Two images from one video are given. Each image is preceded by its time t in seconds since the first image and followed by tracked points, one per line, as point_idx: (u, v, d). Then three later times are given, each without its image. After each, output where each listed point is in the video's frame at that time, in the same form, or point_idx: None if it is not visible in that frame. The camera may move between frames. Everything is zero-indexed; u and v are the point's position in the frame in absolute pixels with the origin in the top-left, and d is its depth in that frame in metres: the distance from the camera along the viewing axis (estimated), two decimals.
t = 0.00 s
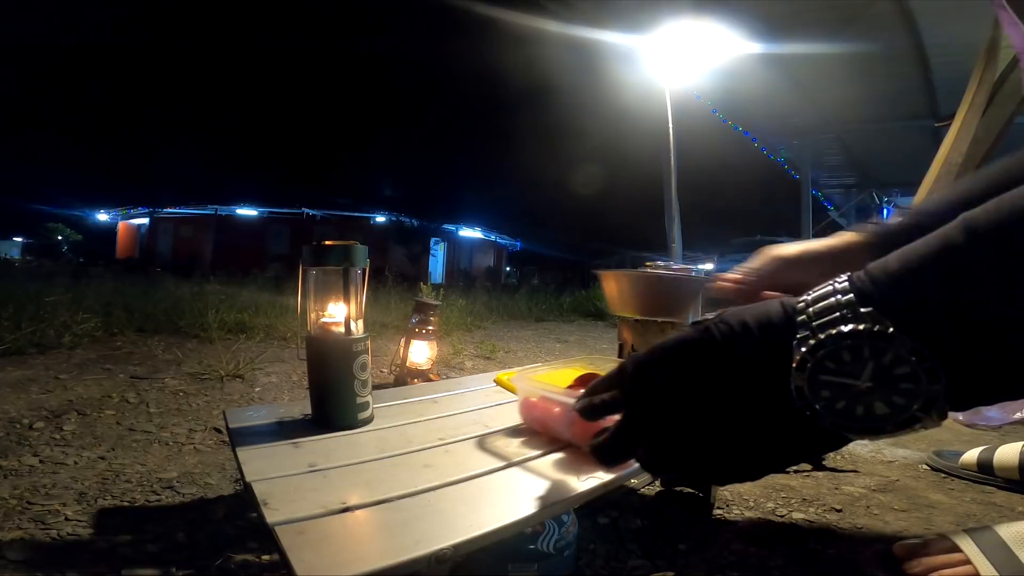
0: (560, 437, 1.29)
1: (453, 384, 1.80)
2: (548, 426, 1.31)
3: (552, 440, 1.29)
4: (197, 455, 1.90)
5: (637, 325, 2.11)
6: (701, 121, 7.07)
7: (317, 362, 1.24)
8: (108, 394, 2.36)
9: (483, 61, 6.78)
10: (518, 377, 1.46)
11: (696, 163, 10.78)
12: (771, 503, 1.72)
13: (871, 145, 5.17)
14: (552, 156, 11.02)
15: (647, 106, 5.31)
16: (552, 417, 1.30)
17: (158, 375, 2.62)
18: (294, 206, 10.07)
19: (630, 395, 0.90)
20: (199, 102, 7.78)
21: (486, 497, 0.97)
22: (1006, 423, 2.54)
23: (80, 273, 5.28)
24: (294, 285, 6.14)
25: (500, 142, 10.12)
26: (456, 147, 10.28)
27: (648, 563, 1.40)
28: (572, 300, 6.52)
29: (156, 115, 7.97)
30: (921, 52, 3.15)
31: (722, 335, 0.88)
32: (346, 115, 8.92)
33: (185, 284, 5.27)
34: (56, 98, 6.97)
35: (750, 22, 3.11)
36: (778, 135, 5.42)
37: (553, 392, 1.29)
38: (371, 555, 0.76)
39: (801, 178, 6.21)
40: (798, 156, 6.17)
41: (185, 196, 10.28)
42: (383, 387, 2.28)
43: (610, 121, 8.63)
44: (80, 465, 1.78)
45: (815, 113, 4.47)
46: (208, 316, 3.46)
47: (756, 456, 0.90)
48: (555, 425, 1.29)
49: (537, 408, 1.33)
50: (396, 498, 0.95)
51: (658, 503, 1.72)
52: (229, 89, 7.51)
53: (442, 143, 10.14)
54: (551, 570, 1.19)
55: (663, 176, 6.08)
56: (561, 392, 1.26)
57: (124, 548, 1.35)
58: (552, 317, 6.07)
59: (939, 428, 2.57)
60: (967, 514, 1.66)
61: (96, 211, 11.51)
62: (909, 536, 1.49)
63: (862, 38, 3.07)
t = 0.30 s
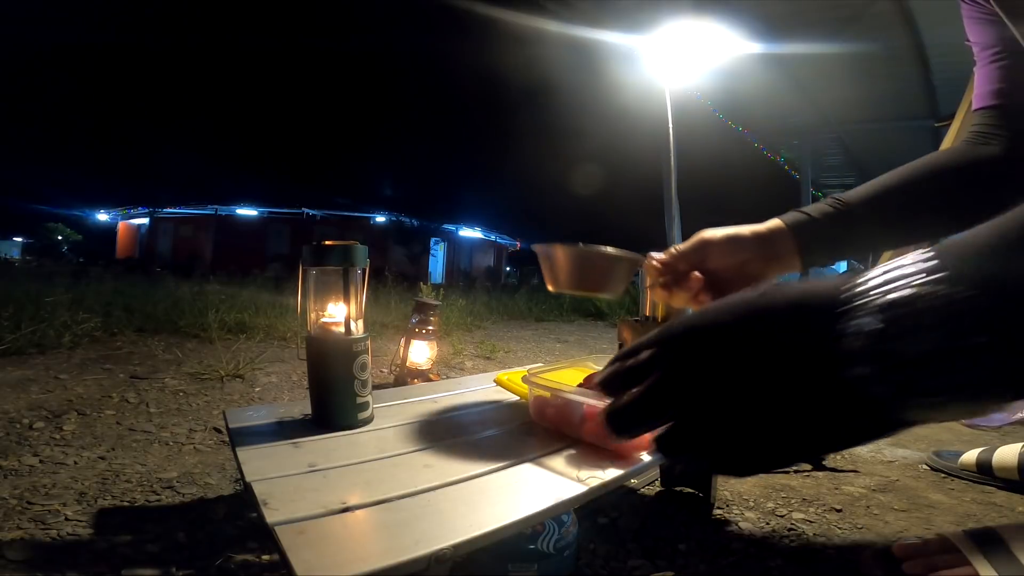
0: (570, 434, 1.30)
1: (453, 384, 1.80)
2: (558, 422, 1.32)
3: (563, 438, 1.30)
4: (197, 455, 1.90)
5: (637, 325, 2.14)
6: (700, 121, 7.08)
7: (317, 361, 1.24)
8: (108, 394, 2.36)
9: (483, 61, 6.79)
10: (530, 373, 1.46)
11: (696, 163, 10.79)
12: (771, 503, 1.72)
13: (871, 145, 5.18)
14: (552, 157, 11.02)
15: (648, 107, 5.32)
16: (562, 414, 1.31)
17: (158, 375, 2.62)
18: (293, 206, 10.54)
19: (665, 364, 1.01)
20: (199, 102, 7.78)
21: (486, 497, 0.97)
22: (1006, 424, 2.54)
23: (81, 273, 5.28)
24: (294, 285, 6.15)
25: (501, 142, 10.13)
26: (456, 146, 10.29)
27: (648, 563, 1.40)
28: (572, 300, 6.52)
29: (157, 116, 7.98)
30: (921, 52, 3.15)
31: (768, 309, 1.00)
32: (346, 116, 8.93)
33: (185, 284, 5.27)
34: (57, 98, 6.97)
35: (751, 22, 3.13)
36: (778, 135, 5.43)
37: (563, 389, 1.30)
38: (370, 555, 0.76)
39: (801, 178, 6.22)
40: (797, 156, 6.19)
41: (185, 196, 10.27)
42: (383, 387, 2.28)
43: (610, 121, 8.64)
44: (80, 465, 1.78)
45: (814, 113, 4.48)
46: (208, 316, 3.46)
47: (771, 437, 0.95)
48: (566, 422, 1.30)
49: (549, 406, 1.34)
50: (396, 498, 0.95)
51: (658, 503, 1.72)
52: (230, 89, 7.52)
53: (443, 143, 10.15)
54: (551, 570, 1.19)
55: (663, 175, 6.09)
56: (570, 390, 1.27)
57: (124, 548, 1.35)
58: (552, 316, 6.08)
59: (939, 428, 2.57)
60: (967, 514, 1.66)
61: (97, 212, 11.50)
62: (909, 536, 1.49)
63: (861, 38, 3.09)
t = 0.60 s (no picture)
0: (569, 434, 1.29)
1: (453, 384, 1.80)
2: (558, 423, 1.32)
3: (564, 438, 1.30)
4: (197, 455, 1.90)
5: (636, 325, 2.17)
6: (700, 121, 7.09)
7: (317, 361, 1.24)
8: (108, 394, 2.36)
9: (483, 61, 6.78)
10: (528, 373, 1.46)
11: (696, 164, 10.80)
12: (771, 503, 1.72)
13: (871, 144, 5.19)
14: (553, 157, 11.03)
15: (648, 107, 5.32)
16: (562, 414, 1.31)
17: (158, 375, 2.62)
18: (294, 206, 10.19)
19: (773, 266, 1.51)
20: (200, 102, 7.79)
21: (486, 497, 0.97)
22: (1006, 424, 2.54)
23: (80, 273, 5.27)
24: (294, 285, 6.14)
25: (501, 142, 10.14)
26: (456, 146, 10.29)
27: (648, 563, 1.40)
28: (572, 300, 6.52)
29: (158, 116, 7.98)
30: (921, 52, 3.15)
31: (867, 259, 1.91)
32: (346, 116, 8.94)
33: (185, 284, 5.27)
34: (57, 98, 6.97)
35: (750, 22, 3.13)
36: (778, 135, 5.44)
37: (565, 390, 1.30)
38: (370, 555, 0.76)
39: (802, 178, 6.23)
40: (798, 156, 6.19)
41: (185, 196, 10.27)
42: (384, 387, 2.28)
43: (611, 121, 8.65)
44: (80, 465, 1.78)
45: (814, 113, 4.48)
46: (208, 317, 3.46)
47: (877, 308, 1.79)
48: (565, 422, 1.30)
49: (549, 407, 1.33)
50: (396, 498, 0.95)
51: (658, 503, 1.72)
52: (230, 90, 7.52)
53: (443, 143, 10.16)
54: (552, 570, 1.20)
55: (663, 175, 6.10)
56: (573, 391, 1.27)
57: (124, 548, 1.35)
58: (553, 316, 6.08)
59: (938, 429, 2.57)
60: (967, 514, 1.66)
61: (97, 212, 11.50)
62: (909, 536, 1.49)
63: (861, 38, 3.10)
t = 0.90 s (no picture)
0: (573, 437, 1.29)
1: (453, 384, 1.80)
2: (560, 425, 1.32)
3: (563, 439, 1.30)
4: (197, 455, 1.90)
5: (636, 325, 2.18)
6: (700, 121, 7.09)
7: (316, 362, 1.24)
8: (108, 394, 2.36)
9: (483, 61, 6.78)
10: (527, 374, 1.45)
11: (696, 164, 10.80)
12: (771, 503, 1.72)
13: (871, 144, 5.19)
14: (553, 158, 11.03)
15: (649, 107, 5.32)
16: (563, 416, 1.30)
17: (158, 375, 2.62)
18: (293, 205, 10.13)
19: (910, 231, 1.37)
20: (200, 103, 7.78)
21: (486, 497, 0.97)
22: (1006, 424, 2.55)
23: (81, 273, 5.28)
24: (294, 285, 6.15)
25: (501, 142, 10.14)
26: (456, 146, 10.29)
27: (648, 563, 1.40)
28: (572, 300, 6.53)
29: (158, 116, 7.97)
30: (921, 52, 3.16)
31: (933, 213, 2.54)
32: (347, 116, 8.94)
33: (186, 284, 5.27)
34: (58, 99, 6.97)
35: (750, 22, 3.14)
36: (777, 134, 5.45)
37: (565, 391, 1.30)
38: (370, 554, 0.76)
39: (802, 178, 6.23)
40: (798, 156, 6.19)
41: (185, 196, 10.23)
42: (384, 387, 2.28)
43: (611, 121, 8.65)
44: (80, 465, 1.78)
45: (814, 113, 4.49)
46: (208, 316, 3.46)
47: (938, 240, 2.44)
48: (567, 424, 1.29)
49: (549, 407, 1.33)
50: (396, 498, 0.95)
51: (658, 503, 1.72)
52: (231, 90, 7.53)
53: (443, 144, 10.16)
54: (551, 570, 1.20)
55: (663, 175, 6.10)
56: (573, 391, 1.27)
57: (124, 548, 1.35)
58: (553, 316, 6.09)
59: (937, 429, 2.56)
60: (967, 514, 1.66)
61: (97, 212, 11.50)
62: (909, 536, 1.49)
63: (861, 38, 3.10)
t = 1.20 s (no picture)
0: (573, 436, 1.29)
1: (453, 384, 1.80)
2: (560, 424, 1.32)
3: (564, 439, 1.30)
4: (197, 455, 1.90)
5: (637, 326, 2.18)
6: (700, 121, 7.10)
7: (316, 362, 1.24)
8: (108, 394, 2.36)
9: (483, 61, 6.77)
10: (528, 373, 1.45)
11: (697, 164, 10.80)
12: (771, 503, 1.72)
13: (871, 144, 5.21)
14: (553, 158, 11.03)
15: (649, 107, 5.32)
16: (563, 416, 1.30)
17: (158, 375, 2.62)
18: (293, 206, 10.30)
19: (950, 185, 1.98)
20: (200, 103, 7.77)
21: (486, 497, 0.97)
22: (1005, 422, 2.56)
23: (81, 273, 5.28)
24: (294, 286, 6.15)
25: (501, 142, 10.14)
26: (456, 146, 10.29)
27: (648, 563, 1.40)
28: (572, 300, 6.53)
29: (158, 116, 7.96)
30: (921, 52, 3.16)
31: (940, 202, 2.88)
32: (347, 117, 8.95)
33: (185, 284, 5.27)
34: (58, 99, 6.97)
35: (750, 22, 3.15)
36: (778, 134, 5.46)
37: (564, 391, 1.30)
38: (370, 555, 0.76)
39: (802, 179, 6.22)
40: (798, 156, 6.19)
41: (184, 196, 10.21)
42: (384, 387, 2.28)
43: (611, 121, 8.65)
44: (80, 465, 1.78)
45: (814, 113, 4.49)
46: (207, 316, 3.46)
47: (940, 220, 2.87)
48: (567, 424, 1.30)
49: (549, 407, 1.33)
50: (396, 498, 0.95)
51: (659, 503, 1.72)
52: (231, 90, 7.53)
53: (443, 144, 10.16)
54: (551, 570, 1.20)
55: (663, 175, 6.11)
56: (572, 390, 1.27)
57: (124, 548, 1.35)
58: (553, 316, 6.09)
59: (937, 429, 2.56)
60: (968, 514, 1.66)
61: (97, 212, 11.50)
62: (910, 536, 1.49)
63: (861, 38, 3.10)
